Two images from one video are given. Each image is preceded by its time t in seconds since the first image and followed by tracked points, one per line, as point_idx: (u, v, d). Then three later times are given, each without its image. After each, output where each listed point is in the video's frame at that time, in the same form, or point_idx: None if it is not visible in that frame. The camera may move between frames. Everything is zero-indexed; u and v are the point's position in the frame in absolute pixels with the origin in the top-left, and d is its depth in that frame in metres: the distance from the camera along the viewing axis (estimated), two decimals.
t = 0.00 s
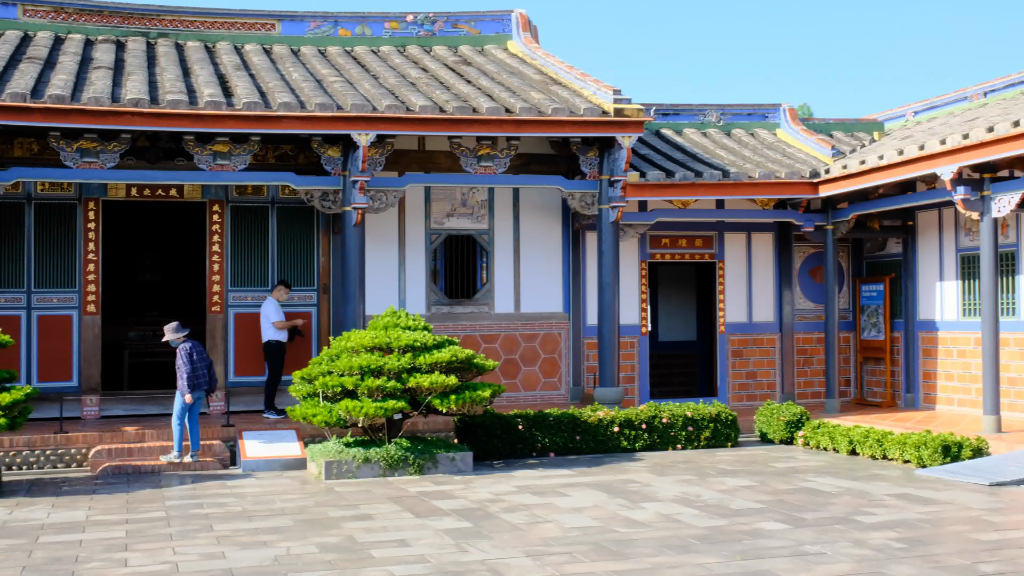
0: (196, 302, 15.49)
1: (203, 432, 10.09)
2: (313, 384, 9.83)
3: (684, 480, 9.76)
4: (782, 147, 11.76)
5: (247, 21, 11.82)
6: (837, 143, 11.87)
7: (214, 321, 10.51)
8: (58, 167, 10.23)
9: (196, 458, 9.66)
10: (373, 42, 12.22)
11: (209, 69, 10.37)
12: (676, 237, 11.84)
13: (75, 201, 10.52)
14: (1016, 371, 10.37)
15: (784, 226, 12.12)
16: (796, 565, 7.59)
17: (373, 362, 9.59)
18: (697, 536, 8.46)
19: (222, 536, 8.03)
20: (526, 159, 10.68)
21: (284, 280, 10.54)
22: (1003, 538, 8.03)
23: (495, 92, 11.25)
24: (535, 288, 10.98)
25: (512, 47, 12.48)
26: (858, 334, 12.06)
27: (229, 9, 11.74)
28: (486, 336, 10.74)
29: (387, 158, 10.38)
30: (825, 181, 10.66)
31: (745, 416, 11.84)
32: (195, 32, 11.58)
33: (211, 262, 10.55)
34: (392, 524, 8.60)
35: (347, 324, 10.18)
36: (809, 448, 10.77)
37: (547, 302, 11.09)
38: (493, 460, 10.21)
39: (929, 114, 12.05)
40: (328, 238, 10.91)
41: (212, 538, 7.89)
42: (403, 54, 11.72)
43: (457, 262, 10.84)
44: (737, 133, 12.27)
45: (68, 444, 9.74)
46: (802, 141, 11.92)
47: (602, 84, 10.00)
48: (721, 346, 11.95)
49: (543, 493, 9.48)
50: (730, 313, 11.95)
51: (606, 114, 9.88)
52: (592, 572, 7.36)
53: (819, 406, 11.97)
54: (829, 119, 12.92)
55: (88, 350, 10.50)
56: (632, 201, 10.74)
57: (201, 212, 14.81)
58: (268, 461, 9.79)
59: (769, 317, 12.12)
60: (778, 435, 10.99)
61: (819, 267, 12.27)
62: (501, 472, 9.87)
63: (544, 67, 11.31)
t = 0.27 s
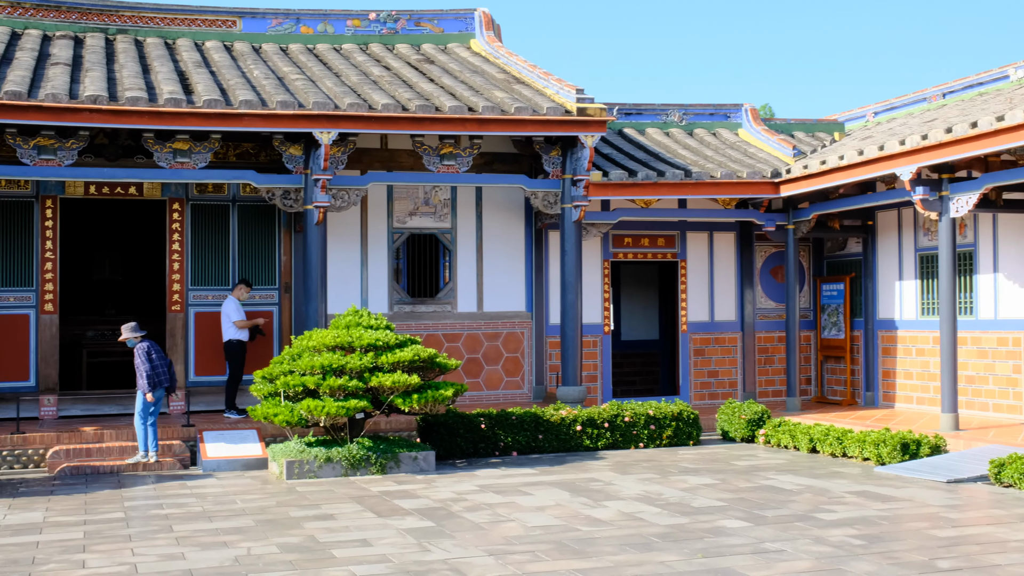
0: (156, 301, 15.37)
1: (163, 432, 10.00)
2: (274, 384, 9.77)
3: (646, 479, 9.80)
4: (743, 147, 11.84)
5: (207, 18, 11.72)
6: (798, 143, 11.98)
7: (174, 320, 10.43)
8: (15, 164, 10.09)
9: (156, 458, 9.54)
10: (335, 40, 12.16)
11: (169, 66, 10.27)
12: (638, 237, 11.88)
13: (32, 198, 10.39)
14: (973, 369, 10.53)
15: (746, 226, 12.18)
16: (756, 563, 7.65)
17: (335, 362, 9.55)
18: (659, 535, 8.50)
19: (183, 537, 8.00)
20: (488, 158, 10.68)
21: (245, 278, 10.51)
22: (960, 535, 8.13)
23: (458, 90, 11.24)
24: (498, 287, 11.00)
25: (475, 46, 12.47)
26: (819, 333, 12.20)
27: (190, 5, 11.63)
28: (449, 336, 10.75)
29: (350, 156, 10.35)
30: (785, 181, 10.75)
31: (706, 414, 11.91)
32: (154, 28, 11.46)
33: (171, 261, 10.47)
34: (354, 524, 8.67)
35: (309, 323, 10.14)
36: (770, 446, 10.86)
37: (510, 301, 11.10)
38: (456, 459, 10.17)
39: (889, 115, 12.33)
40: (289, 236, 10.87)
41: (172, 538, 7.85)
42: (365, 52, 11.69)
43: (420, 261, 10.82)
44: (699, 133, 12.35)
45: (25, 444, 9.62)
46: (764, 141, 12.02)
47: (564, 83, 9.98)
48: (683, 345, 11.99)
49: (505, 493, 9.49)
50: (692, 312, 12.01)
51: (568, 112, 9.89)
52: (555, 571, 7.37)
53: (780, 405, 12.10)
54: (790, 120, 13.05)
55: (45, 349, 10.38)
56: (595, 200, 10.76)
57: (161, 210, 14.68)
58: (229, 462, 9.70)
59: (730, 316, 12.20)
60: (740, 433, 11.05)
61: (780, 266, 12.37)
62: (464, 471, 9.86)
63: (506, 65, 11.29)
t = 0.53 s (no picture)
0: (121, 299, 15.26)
1: (127, 431, 9.91)
2: (240, 383, 9.70)
3: (614, 477, 9.81)
4: (710, 147, 11.91)
5: (173, 15, 11.63)
6: (765, 143, 12.06)
7: (139, 319, 10.37)
8: None
9: (119, 458, 9.43)
10: (302, 38, 12.11)
11: (134, 63, 10.20)
12: (606, 236, 11.92)
13: None
14: (937, 367, 10.64)
15: (713, 225, 12.29)
16: (723, 561, 7.66)
17: (301, 361, 9.50)
18: (626, 533, 8.51)
19: (147, 538, 7.92)
20: (456, 156, 10.75)
21: (211, 277, 10.48)
22: (924, 532, 8.19)
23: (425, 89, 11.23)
24: (465, 286, 11.01)
25: (443, 45, 12.47)
26: (785, 332, 12.28)
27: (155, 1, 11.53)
28: (417, 334, 10.74)
29: (317, 154, 10.35)
30: (752, 180, 10.82)
31: (673, 413, 11.97)
32: (119, 25, 11.36)
33: (136, 259, 10.41)
34: (320, 524, 8.62)
35: (276, 322, 10.10)
36: (737, 444, 10.90)
37: (477, 300, 11.11)
38: (423, 459, 10.14)
39: (855, 115, 12.46)
40: (256, 234, 10.85)
41: (136, 539, 7.78)
42: (333, 50, 11.66)
43: (388, 260, 10.82)
44: (667, 133, 12.41)
45: None
46: (730, 141, 12.10)
47: (532, 82, 9.99)
48: (650, 344, 12.04)
49: (473, 492, 9.47)
50: (660, 310, 12.07)
51: (536, 111, 9.89)
52: (522, 570, 7.36)
53: (747, 403, 12.17)
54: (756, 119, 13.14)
55: (8, 348, 10.26)
56: (563, 199, 10.78)
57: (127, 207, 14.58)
58: (194, 461, 9.64)
59: (698, 315, 12.28)
60: (707, 432, 11.09)
61: (747, 265, 12.46)
62: (431, 470, 9.83)
63: (474, 64, 11.29)
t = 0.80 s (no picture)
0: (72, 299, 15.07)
1: (77, 433, 9.78)
2: (193, 384, 9.60)
3: (569, 477, 9.83)
4: (666, 149, 11.99)
5: (126, 11, 11.49)
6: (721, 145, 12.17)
7: (90, 319, 10.28)
8: None
9: (70, 460, 9.33)
10: (257, 35, 12.03)
11: (86, 60, 10.08)
12: (563, 236, 11.95)
13: None
14: (889, 367, 10.85)
15: (669, 226, 12.37)
16: (676, 560, 7.70)
17: (255, 361, 9.43)
18: (580, 533, 8.54)
19: (96, 541, 7.81)
20: (413, 156, 10.76)
21: (164, 276, 10.41)
22: (874, 530, 8.28)
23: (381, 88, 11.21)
24: (422, 286, 11.02)
25: (400, 44, 12.44)
26: (739, 332, 12.38)
27: None
28: (372, 334, 10.74)
29: (272, 152, 10.29)
30: (707, 181, 10.92)
31: (628, 413, 12.04)
32: (71, 21, 11.19)
33: (87, 258, 10.31)
34: (273, 525, 8.55)
35: (229, 321, 10.03)
36: (691, 443, 10.97)
37: (433, 300, 11.13)
38: (378, 459, 10.10)
39: (809, 117, 12.66)
40: (209, 233, 10.78)
41: (85, 542, 7.68)
42: (288, 48, 11.61)
43: (343, 259, 10.80)
44: (623, 134, 12.49)
45: None
46: (686, 142, 12.20)
47: (489, 82, 9.98)
48: (606, 344, 12.11)
49: (427, 492, 9.45)
50: (616, 311, 12.14)
51: (493, 111, 9.88)
52: (476, 570, 7.35)
53: (702, 403, 12.27)
54: (712, 120, 13.28)
55: None
56: (519, 199, 10.80)
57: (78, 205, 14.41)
58: (145, 463, 9.54)
59: (653, 315, 12.35)
60: (661, 431, 11.15)
61: (702, 266, 12.56)
62: (386, 471, 9.80)
63: (431, 63, 11.27)
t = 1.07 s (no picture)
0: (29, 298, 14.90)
1: (34, 433, 9.66)
2: (152, 384, 9.51)
3: (532, 477, 9.83)
4: (629, 149, 12.05)
5: (85, 7, 11.36)
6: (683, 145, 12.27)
7: (48, 318, 10.18)
8: None
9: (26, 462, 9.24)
10: (218, 33, 11.94)
11: (43, 56, 9.96)
12: (525, 236, 12.00)
13: None
14: (849, 367, 11.08)
15: (631, 226, 12.44)
16: (638, 559, 7.72)
17: (216, 361, 9.35)
18: (543, 533, 8.54)
19: (53, 543, 7.72)
20: (375, 155, 10.79)
21: (123, 275, 10.33)
22: (835, 528, 8.33)
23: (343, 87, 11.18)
24: (384, 286, 11.02)
25: (362, 43, 12.41)
26: (701, 332, 12.45)
27: None
28: (334, 334, 10.72)
29: (232, 151, 10.24)
30: (670, 182, 10.98)
31: (591, 412, 12.09)
32: (28, 17, 11.05)
33: (45, 257, 10.22)
34: (233, 526, 8.49)
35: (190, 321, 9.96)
36: (653, 443, 11.01)
37: (395, 300, 11.12)
38: (340, 459, 10.06)
39: (769, 119, 12.93)
40: (170, 232, 10.74)
41: (42, 544, 7.59)
42: (249, 46, 11.55)
43: (305, 259, 10.80)
44: (586, 133, 12.55)
45: None
46: (648, 142, 12.28)
47: (452, 81, 9.98)
48: (569, 344, 12.15)
49: (390, 492, 9.42)
50: (578, 311, 12.19)
51: (456, 111, 9.86)
52: (438, 570, 7.33)
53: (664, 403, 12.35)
54: (674, 121, 13.42)
55: None
56: (482, 199, 10.79)
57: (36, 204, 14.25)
58: (104, 464, 9.44)
59: (616, 315, 12.42)
60: (624, 431, 11.19)
61: (664, 266, 12.63)
62: (348, 471, 9.76)
63: (393, 62, 11.25)
